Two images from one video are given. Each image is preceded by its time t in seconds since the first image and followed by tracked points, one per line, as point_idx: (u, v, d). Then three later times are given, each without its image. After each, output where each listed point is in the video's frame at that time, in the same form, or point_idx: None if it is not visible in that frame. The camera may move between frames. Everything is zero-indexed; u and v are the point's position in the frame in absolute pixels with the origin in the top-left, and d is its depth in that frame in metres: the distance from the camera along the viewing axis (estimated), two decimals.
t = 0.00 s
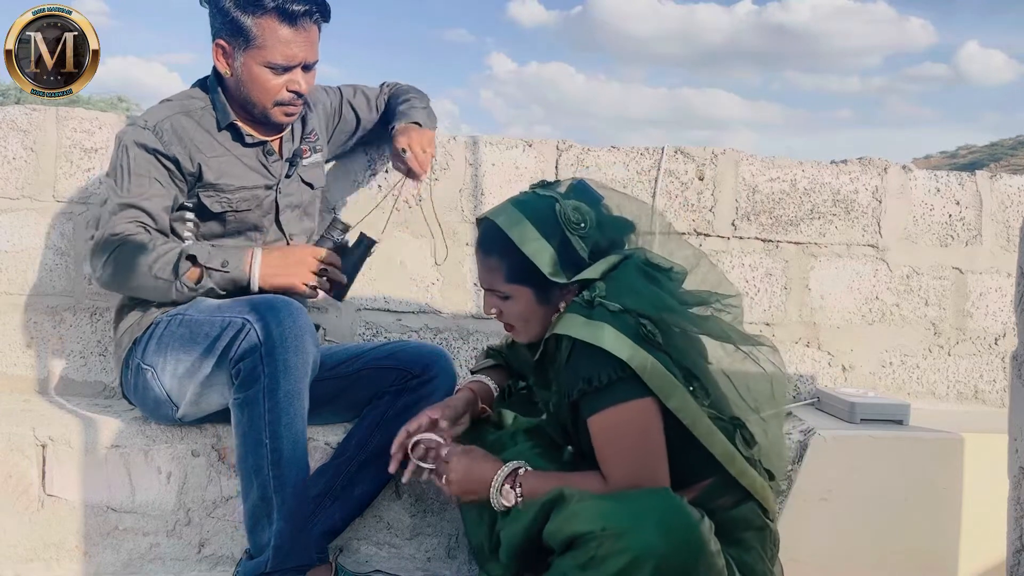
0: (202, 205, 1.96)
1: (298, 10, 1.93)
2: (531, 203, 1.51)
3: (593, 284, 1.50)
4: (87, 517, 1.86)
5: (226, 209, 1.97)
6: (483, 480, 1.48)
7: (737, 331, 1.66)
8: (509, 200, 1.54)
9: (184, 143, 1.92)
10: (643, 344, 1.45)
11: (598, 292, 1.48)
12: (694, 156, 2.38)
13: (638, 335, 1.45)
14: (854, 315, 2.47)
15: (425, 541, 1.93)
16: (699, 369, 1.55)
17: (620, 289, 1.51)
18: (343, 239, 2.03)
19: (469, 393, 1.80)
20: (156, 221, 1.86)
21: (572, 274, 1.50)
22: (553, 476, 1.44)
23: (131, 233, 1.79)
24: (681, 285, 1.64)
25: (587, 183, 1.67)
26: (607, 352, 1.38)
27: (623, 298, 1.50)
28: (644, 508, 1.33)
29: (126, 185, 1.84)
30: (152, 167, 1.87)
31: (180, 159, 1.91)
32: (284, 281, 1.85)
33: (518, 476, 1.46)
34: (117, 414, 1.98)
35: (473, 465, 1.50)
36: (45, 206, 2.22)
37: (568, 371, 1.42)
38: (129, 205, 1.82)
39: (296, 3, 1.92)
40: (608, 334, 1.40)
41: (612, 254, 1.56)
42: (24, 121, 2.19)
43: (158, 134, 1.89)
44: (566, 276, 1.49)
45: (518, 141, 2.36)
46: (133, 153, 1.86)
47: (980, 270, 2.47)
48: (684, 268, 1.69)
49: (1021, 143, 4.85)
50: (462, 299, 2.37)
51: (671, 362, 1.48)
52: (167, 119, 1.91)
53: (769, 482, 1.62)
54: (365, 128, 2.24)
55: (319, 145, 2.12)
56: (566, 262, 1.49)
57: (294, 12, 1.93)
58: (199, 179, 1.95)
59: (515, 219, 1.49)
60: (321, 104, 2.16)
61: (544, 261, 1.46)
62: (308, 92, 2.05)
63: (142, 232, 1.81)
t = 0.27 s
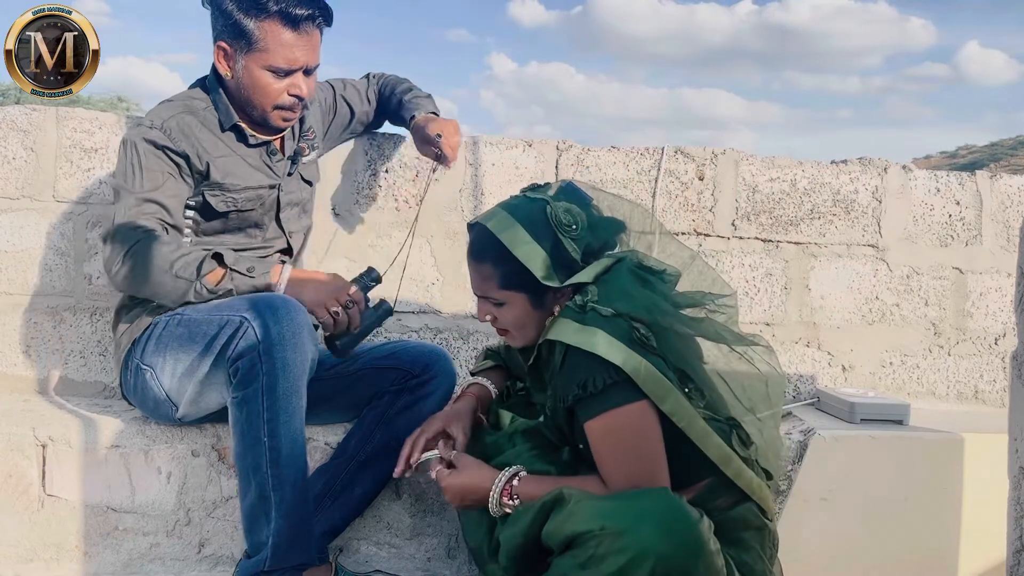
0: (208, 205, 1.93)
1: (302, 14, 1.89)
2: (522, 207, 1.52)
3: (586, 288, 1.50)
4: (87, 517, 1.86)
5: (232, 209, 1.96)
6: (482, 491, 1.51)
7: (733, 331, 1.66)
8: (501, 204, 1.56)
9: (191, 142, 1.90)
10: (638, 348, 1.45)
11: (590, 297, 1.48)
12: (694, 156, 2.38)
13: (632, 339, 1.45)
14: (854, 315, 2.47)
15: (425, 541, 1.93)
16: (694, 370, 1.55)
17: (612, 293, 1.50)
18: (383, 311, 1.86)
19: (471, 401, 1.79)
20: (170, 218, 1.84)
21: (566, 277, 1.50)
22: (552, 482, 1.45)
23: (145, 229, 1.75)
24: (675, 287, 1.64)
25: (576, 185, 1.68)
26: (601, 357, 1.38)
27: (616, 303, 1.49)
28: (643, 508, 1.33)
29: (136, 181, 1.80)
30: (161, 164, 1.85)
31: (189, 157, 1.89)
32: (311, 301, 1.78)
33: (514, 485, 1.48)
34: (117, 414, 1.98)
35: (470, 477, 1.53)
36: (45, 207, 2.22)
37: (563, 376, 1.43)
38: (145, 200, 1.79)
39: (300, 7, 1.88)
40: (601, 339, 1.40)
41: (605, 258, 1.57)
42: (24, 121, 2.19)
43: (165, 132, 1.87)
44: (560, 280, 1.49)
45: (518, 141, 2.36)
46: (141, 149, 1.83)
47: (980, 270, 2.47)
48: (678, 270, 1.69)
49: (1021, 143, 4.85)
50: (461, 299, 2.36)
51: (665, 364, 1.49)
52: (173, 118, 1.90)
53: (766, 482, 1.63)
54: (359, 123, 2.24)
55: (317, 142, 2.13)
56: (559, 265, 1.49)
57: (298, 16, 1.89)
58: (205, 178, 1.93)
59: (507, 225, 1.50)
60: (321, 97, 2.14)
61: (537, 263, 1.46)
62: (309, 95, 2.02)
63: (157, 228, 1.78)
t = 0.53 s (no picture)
0: (211, 211, 1.95)
1: (304, 24, 1.88)
2: (521, 209, 1.52)
3: (586, 289, 1.50)
4: (87, 517, 1.86)
5: (234, 215, 1.97)
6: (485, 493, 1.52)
7: (732, 332, 1.66)
8: (499, 206, 1.56)
9: (196, 148, 1.90)
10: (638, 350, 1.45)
11: (591, 299, 1.48)
12: (694, 156, 2.38)
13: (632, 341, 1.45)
14: (854, 315, 2.47)
15: (425, 541, 1.93)
16: (693, 371, 1.55)
17: (612, 295, 1.51)
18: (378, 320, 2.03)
19: (470, 404, 1.81)
20: (175, 225, 1.84)
21: (567, 278, 1.50)
22: (553, 484, 1.45)
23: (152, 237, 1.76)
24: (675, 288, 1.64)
25: (574, 185, 1.68)
26: (601, 359, 1.38)
27: (616, 304, 1.50)
28: (643, 507, 1.33)
29: (142, 188, 1.80)
30: (166, 171, 1.84)
31: (194, 164, 1.89)
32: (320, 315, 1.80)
33: (515, 486, 1.49)
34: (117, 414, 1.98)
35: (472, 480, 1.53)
36: (46, 207, 2.22)
37: (563, 378, 1.43)
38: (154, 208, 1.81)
39: (302, 17, 1.87)
40: (601, 341, 1.40)
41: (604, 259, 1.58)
42: (24, 121, 2.19)
43: (170, 139, 1.86)
44: (561, 282, 1.49)
45: (518, 141, 2.36)
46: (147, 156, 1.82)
47: (980, 270, 2.47)
48: (678, 270, 1.69)
49: (1021, 143, 4.85)
50: (461, 299, 2.37)
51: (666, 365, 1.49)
52: (178, 124, 1.89)
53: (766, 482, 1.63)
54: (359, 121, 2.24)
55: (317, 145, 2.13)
56: (559, 265, 1.49)
57: (300, 26, 1.88)
58: (208, 185, 1.93)
59: (508, 227, 1.50)
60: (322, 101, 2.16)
61: (537, 265, 1.46)
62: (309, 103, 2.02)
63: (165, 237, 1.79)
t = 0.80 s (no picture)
0: (210, 213, 1.95)
1: (313, 33, 1.88)
2: (522, 209, 1.52)
3: (588, 290, 1.50)
4: (87, 517, 1.86)
5: (233, 217, 1.97)
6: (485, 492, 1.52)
7: (734, 333, 1.66)
8: (501, 206, 1.56)
9: (200, 149, 1.90)
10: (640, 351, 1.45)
11: (592, 299, 1.48)
12: (694, 156, 2.38)
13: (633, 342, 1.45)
14: (854, 315, 2.47)
15: (425, 541, 1.93)
16: (695, 372, 1.55)
17: (614, 295, 1.51)
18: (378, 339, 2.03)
19: (470, 406, 1.80)
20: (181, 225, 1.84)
21: (568, 278, 1.50)
22: (553, 484, 1.45)
23: (158, 238, 1.77)
24: (676, 289, 1.64)
25: (575, 185, 1.68)
26: (602, 360, 1.38)
27: (617, 304, 1.50)
28: (643, 507, 1.33)
29: (148, 187, 1.81)
30: (170, 171, 1.85)
31: (198, 164, 1.90)
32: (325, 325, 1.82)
33: (516, 486, 1.49)
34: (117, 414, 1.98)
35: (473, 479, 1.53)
36: (45, 207, 2.22)
37: (564, 380, 1.43)
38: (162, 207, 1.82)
39: (311, 26, 1.87)
40: (603, 342, 1.40)
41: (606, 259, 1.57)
42: (24, 121, 2.19)
43: (175, 139, 1.87)
44: (562, 282, 1.49)
45: (518, 141, 2.36)
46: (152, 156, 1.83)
47: (980, 270, 2.47)
48: (679, 271, 1.69)
49: (1021, 142, 4.85)
50: (461, 299, 2.37)
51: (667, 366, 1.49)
52: (183, 124, 1.89)
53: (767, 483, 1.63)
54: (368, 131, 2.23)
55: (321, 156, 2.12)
56: (561, 265, 1.49)
57: (310, 35, 1.89)
58: (210, 187, 1.93)
59: (510, 227, 1.50)
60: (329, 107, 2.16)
61: (538, 264, 1.46)
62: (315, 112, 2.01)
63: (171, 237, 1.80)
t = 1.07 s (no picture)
0: (209, 211, 1.95)
1: (323, 33, 1.91)
2: (524, 209, 1.52)
3: (588, 290, 1.50)
4: (87, 517, 1.86)
5: (232, 216, 1.97)
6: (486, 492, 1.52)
7: (733, 333, 1.66)
8: (503, 206, 1.56)
9: (201, 147, 1.91)
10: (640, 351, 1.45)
11: (593, 300, 1.48)
12: (694, 156, 2.38)
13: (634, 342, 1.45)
14: (854, 315, 2.47)
15: (425, 541, 1.93)
16: (695, 372, 1.55)
17: (614, 295, 1.51)
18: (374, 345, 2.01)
19: (470, 407, 1.80)
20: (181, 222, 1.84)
21: (569, 278, 1.50)
22: (553, 484, 1.45)
23: (159, 234, 1.77)
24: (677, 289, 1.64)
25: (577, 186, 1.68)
26: (603, 360, 1.38)
27: (618, 305, 1.50)
28: (643, 506, 1.33)
29: (149, 183, 1.81)
30: (171, 168, 1.85)
31: (199, 161, 1.90)
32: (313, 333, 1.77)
33: (516, 487, 1.48)
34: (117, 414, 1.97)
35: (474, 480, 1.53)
36: (45, 207, 2.22)
37: (565, 380, 1.43)
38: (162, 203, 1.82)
39: (321, 26, 1.90)
40: (603, 342, 1.40)
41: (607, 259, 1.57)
42: (24, 121, 2.20)
43: (176, 136, 1.88)
44: (562, 282, 1.49)
45: (518, 141, 2.36)
46: (152, 152, 1.84)
47: (980, 270, 2.47)
48: (680, 272, 1.69)
49: (1021, 142, 4.84)
50: (461, 299, 2.37)
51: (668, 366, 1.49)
52: (185, 122, 1.90)
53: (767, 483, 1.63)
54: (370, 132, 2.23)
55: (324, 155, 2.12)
56: (561, 266, 1.49)
57: (319, 35, 1.91)
58: (210, 185, 1.93)
59: (512, 227, 1.49)
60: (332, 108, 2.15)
61: (539, 264, 1.46)
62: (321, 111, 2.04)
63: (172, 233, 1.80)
